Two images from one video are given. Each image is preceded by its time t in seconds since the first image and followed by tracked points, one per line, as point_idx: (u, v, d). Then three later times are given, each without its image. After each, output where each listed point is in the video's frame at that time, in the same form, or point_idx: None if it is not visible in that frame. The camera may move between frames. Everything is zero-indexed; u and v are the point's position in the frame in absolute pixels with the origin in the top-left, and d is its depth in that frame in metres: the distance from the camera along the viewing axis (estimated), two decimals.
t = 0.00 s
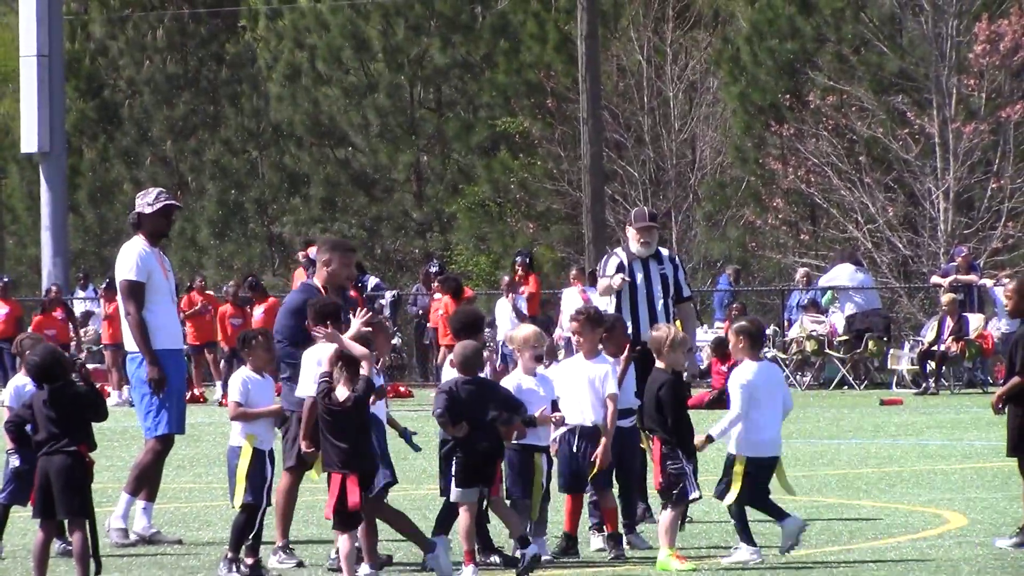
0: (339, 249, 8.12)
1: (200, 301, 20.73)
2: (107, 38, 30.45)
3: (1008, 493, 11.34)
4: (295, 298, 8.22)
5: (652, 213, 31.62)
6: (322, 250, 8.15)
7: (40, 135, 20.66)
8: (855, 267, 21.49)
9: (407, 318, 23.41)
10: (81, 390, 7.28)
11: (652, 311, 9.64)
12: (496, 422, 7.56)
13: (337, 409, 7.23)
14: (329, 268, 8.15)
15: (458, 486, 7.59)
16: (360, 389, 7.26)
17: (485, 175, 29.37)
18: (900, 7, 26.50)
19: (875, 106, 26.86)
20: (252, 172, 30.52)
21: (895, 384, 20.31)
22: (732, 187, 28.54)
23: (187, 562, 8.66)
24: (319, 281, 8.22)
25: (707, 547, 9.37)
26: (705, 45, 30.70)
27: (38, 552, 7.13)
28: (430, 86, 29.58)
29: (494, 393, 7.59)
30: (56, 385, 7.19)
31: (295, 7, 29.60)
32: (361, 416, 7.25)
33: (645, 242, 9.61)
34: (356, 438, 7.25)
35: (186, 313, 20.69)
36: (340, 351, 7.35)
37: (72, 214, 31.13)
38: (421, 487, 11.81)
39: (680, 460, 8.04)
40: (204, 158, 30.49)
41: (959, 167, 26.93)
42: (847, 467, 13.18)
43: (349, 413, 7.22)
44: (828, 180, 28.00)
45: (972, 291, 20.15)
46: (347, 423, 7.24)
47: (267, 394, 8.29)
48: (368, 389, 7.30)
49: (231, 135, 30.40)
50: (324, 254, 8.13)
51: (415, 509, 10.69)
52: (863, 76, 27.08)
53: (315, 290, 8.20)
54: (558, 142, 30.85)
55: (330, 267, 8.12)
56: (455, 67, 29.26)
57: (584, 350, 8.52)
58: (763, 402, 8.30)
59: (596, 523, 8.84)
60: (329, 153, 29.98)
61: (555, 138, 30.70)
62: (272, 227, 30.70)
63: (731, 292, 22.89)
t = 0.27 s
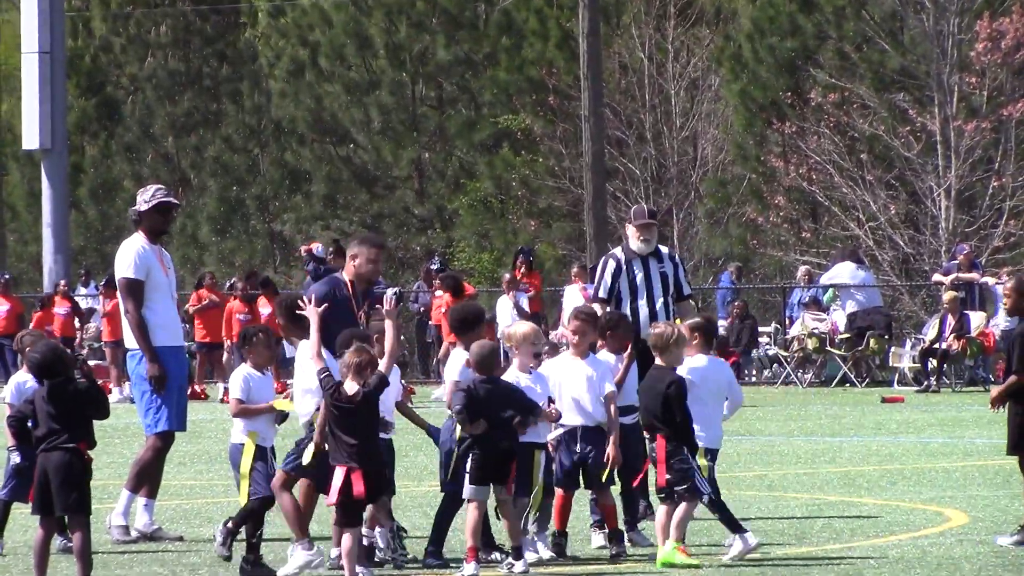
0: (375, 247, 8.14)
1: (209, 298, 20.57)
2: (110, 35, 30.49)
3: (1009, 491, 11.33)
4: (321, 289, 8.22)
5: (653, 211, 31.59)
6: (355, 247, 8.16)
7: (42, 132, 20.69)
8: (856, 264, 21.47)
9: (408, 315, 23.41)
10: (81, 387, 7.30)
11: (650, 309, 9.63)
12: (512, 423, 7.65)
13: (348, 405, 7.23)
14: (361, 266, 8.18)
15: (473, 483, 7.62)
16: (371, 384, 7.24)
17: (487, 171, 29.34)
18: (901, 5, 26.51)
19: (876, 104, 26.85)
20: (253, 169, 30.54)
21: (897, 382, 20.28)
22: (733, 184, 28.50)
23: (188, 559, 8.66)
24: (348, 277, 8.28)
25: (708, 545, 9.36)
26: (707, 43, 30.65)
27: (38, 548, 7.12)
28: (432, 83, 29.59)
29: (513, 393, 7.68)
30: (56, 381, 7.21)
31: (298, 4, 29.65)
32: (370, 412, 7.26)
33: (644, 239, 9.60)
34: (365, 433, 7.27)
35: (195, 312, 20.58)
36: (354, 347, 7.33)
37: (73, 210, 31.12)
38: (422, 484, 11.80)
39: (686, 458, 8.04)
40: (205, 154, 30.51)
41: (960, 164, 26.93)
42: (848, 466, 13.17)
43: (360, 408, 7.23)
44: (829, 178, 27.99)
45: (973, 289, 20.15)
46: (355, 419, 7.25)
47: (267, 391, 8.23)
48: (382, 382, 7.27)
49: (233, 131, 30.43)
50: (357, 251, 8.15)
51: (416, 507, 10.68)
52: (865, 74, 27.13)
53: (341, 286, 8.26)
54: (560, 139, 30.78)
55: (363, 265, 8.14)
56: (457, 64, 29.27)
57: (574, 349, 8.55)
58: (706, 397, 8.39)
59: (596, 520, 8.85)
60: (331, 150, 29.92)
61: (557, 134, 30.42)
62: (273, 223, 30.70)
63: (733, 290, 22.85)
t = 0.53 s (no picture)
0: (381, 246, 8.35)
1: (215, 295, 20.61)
2: (112, 35, 30.53)
3: (1012, 488, 11.32)
4: (325, 288, 8.46)
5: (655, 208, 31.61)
6: (363, 245, 8.37)
7: (44, 130, 20.66)
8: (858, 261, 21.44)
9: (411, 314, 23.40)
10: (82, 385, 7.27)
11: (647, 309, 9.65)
12: (530, 423, 7.79)
13: (364, 403, 7.19)
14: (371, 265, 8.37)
15: (496, 476, 7.69)
16: (385, 379, 7.17)
17: (490, 169, 29.37)
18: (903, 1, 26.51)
19: (878, 101, 26.84)
20: (255, 167, 30.55)
21: (899, 379, 20.28)
22: (736, 182, 28.55)
23: (191, 557, 8.65)
24: (353, 275, 8.48)
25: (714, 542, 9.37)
26: (709, 40, 30.64)
27: (41, 546, 7.12)
28: (434, 81, 29.64)
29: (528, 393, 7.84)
30: (57, 379, 7.18)
31: (300, 2, 29.64)
32: (385, 410, 7.22)
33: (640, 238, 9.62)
34: (383, 431, 7.23)
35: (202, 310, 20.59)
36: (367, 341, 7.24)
37: (76, 209, 31.11)
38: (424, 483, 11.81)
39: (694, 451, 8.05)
40: (207, 152, 30.51)
41: (963, 161, 26.92)
42: (850, 463, 13.18)
43: (376, 405, 7.19)
44: (832, 176, 27.98)
45: (975, 287, 20.17)
46: (372, 416, 7.22)
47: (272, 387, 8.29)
48: (396, 377, 7.20)
49: (235, 129, 30.46)
50: (364, 249, 8.35)
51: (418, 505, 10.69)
52: (866, 71, 27.14)
53: (346, 282, 8.47)
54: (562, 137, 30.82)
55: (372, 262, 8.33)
56: (460, 61, 29.31)
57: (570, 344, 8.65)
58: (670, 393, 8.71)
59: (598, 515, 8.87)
60: (334, 148, 29.90)
61: (558, 132, 30.56)
62: (275, 222, 30.69)
63: (735, 287, 22.83)
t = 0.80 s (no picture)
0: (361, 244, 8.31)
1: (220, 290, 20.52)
2: (116, 31, 30.55)
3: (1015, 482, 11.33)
4: (314, 294, 8.42)
5: (658, 203, 31.61)
6: (342, 245, 8.35)
7: (47, 128, 20.65)
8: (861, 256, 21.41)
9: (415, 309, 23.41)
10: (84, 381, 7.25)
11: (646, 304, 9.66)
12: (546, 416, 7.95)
13: (389, 399, 7.28)
14: (351, 264, 8.34)
15: (517, 470, 7.88)
16: (411, 375, 7.30)
17: (493, 164, 29.34)
18: None
19: (881, 95, 26.82)
20: (259, 163, 30.58)
21: (902, 373, 20.29)
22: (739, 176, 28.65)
23: (195, 554, 8.66)
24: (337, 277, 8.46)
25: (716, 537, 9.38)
26: (712, 35, 30.62)
27: (45, 542, 7.14)
28: (438, 77, 29.66)
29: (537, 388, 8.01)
30: (57, 376, 7.14)
31: None
32: (409, 406, 7.29)
33: (638, 233, 9.64)
34: (405, 427, 7.27)
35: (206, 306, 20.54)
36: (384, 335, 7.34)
37: (79, 205, 31.15)
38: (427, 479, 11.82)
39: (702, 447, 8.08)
40: (211, 149, 30.54)
41: (965, 156, 26.88)
42: (853, 458, 13.19)
43: (400, 402, 7.27)
44: (835, 171, 27.95)
45: (978, 281, 20.15)
46: (395, 413, 7.27)
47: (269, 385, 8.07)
48: (420, 371, 7.36)
49: (239, 125, 30.48)
50: (342, 249, 8.33)
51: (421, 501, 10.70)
52: (869, 66, 27.14)
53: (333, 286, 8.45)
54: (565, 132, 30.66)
55: (354, 260, 8.29)
56: (464, 57, 29.33)
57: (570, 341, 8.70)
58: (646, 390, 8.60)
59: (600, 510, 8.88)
60: (338, 144, 29.95)
61: (562, 127, 30.43)
62: (279, 218, 30.71)
63: (738, 282, 22.83)
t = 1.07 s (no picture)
0: (324, 244, 8.42)
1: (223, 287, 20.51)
2: (120, 27, 30.58)
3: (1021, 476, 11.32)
4: (286, 301, 8.44)
5: (663, 198, 31.58)
6: (305, 247, 8.45)
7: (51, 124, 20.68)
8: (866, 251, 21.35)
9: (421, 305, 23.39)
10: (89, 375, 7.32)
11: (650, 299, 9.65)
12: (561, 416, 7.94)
13: (402, 394, 7.29)
14: (316, 267, 8.41)
15: (543, 472, 7.79)
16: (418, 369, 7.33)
17: (497, 160, 29.11)
18: None
19: (885, 89, 26.80)
20: (264, 159, 30.59)
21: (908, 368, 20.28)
22: (744, 170, 28.71)
23: (200, 551, 8.68)
24: (303, 281, 8.49)
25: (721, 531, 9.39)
26: (717, 30, 30.59)
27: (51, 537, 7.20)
28: (442, 73, 29.70)
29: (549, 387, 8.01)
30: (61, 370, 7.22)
31: None
32: (417, 403, 7.32)
33: (641, 228, 9.64)
34: (410, 424, 7.29)
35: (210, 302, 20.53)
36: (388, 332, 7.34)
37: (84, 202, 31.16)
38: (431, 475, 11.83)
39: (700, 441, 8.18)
40: (216, 145, 30.56)
41: (970, 150, 26.82)
42: (859, 452, 13.17)
43: (414, 395, 7.30)
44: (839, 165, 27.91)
45: (983, 275, 20.06)
46: (404, 409, 7.29)
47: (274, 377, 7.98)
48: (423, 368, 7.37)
49: (243, 121, 30.50)
50: (306, 252, 8.42)
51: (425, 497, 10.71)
52: (873, 60, 27.14)
53: (300, 291, 8.46)
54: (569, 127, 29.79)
55: (319, 260, 8.38)
56: (468, 53, 29.36)
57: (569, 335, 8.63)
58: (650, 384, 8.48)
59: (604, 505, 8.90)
60: (343, 139, 29.98)
61: (566, 122, 29.56)
62: (284, 213, 30.72)
63: (744, 277, 22.80)
